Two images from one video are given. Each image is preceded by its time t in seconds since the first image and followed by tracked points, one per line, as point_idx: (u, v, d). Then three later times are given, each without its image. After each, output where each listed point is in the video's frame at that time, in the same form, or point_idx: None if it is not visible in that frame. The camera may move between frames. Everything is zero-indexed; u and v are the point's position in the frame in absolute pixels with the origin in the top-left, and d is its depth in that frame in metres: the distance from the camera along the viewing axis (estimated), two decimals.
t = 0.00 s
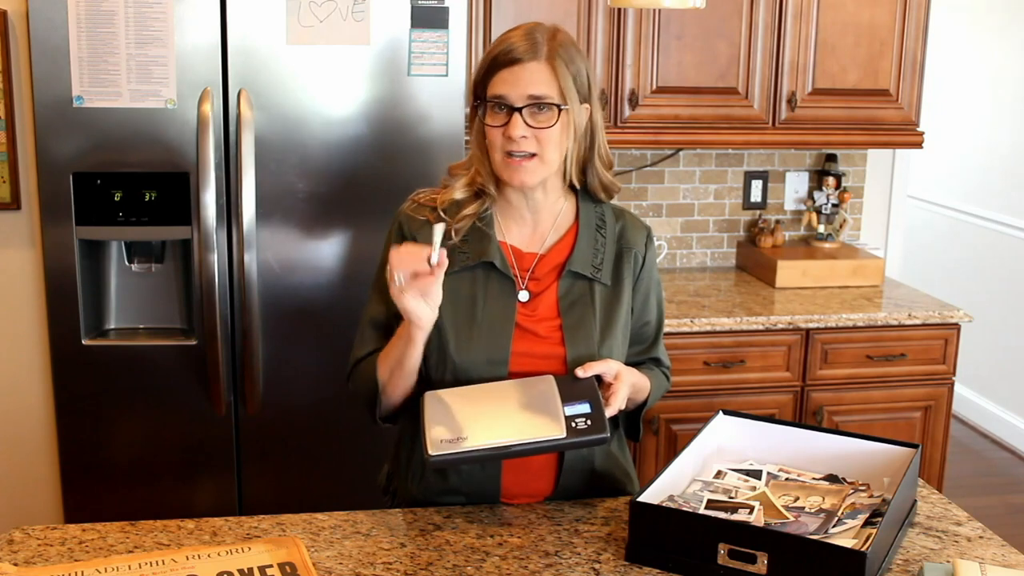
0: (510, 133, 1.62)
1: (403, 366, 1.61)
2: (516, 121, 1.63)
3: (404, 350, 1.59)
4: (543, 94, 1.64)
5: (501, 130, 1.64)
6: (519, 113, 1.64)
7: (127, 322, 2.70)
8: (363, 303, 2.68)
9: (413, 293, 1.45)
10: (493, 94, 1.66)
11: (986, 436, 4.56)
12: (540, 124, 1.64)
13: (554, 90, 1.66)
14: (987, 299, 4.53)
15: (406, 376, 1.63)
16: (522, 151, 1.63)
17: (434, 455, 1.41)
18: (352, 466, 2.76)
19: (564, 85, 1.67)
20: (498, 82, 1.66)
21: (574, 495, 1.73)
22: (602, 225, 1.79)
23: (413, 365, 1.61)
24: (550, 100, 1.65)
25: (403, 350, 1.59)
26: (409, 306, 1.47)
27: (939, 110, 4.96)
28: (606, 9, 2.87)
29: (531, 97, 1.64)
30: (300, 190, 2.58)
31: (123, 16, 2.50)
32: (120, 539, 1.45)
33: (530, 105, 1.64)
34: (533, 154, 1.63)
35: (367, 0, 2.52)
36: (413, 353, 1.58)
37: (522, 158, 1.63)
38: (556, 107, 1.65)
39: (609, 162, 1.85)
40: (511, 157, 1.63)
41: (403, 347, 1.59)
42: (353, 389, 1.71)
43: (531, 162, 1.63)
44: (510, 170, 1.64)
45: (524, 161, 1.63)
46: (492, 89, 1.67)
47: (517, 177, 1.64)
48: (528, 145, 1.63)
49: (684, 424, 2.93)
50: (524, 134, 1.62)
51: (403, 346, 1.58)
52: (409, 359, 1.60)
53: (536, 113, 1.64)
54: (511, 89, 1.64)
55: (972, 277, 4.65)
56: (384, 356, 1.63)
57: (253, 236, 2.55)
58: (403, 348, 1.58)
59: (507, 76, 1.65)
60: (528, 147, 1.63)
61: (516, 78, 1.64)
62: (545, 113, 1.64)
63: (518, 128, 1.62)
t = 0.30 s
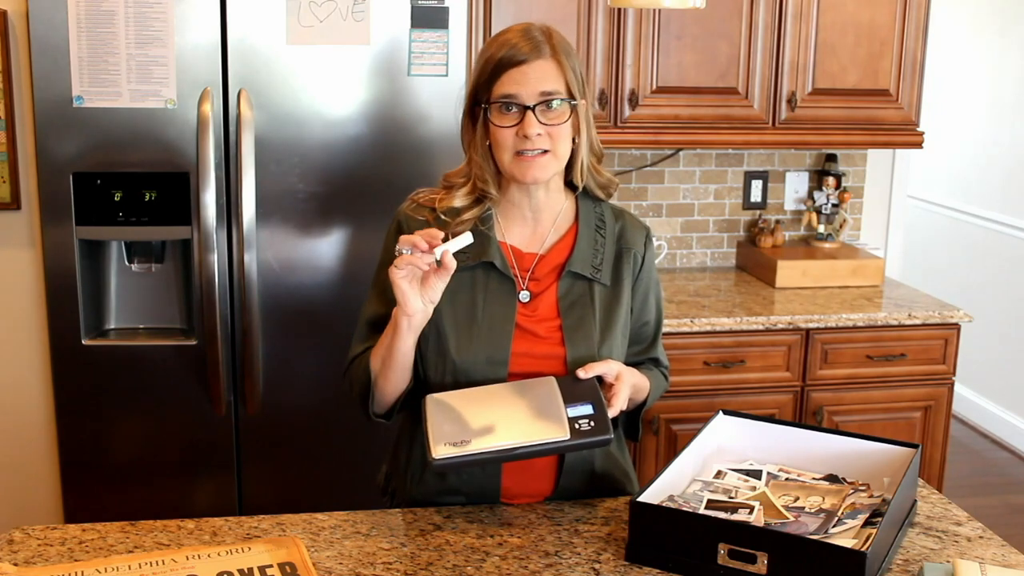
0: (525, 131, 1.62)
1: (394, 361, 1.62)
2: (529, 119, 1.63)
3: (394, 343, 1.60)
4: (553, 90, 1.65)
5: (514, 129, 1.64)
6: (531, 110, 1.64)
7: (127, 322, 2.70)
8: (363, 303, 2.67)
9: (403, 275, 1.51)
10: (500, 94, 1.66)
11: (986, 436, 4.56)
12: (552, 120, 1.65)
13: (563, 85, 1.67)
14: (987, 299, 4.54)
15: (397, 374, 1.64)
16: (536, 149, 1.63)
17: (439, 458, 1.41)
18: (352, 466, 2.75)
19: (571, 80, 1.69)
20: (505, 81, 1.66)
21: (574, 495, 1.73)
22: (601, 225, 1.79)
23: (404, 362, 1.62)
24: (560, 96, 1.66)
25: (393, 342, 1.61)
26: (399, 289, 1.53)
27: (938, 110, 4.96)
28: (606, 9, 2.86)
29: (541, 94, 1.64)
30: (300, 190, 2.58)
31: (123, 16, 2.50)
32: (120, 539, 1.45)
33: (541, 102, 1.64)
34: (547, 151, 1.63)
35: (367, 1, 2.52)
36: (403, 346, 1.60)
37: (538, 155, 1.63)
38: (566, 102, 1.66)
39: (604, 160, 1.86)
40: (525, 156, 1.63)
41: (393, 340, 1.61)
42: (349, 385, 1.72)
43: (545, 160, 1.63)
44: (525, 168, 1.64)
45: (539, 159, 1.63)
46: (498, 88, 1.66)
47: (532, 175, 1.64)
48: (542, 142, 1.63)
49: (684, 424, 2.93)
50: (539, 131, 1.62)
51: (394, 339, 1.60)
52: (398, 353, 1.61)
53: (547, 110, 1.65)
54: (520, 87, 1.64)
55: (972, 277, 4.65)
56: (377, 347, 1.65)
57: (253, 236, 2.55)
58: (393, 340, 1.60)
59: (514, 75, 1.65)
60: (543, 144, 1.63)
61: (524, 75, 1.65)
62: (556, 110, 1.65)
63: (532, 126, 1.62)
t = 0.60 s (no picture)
0: (525, 129, 1.62)
1: (393, 360, 1.62)
2: (529, 117, 1.63)
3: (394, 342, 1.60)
4: (552, 88, 1.65)
5: (514, 127, 1.64)
6: (531, 109, 1.64)
7: (127, 322, 2.70)
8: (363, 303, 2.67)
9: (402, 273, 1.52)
10: (500, 92, 1.66)
11: (986, 436, 4.56)
12: (552, 118, 1.65)
13: (562, 84, 1.67)
14: (987, 299, 4.54)
15: (396, 373, 1.64)
16: (535, 147, 1.63)
17: (437, 457, 1.41)
18: (351, 466, 2.75)
19: (569, 79, 1.69)
20: (504, 79, 1.65)
21: (574, 496, 1.73)
22: (600, 225, 1.80)
23: (403, 360, 1.62)
24: (559, 94, 1.67)
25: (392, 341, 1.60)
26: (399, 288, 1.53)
27: (939, 110, 4.96)
28: (606, 9, 2.86)
29: (541, 92, 1.64)
30: (300, 190, 2.58)
31: (123, 16, 2.50)
32: (120, 539, 1.45)
33: (541, 100, 1.64)
34: (547, 149, 1.63)
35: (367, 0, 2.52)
36: (403, 344, 1.60)
37: (538, 154, 1.63)
38: (565, 100, 1.67)
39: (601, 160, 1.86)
40: (524, 155, 1.63)
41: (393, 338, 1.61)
42: (347, 386, 1.72)
43: (545, 158, 1.63)
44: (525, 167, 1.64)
45: (539, 158, 1.63)
46: (498, 86, 1.66)
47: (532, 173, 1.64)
48: (541, 140, 1.63)
49: (684, 424, 2.93)
50: (538, 129, 1.62)
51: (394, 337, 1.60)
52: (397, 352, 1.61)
53: (547, 108, 1.65)
54: (520, 85, 1.64)
55: (973, 277, 4.65)
56: (376, 347, 1.65)
57: (253, 236, 2.55)
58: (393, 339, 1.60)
59: (513, 73, 1.65)
60: (543, 143, 1.63)
61: (524, 74, 1.65)
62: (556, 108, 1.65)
63: (533, 124, 1.62)
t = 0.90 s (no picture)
0: (525, 130, 1.62)
1: (390, 358, 1.62)
2: (529, 119, 1.63)
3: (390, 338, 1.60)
4: (552, 89, 1.65)
5: (514, 129, 1.64)
6: (531, 110, 1.64)
7: (127, 322, 2.70)
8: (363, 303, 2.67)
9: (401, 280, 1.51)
10: (500, 94, 1.66)
11: (986, 436, 4.56)
12: (552, 119, 1.65)
13: (561, 84, 1.67)
14: (987, 299, 4.53)
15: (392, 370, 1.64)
16: (535, 149, 1.63)
17: (433, 457, 1.41)
18: (351, 466, 2.75)
19: (569, 79, 1.69)
20: (504, 81, 1.65)
21: (574, 496, 1.73)
22: (600, 225, 1.80)
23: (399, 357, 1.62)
24: (559, 95, 1.67)
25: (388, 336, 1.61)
26: (397, 291, 1.53)
27: (938, 110, 4.96)
28: (607, 9, 2.86)
29: (541, 93, 1.65)
30: (300, 190, 2.58)
31: (123, 16, 2.50)
32: (120, 539, 1.45)
33: (541, 102, 1.65)
34: (546, 151, 1.63)
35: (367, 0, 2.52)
36: (397, 341, 1.60)
37: (537, 155, 1.63)
38: (565, 101, 1.67)
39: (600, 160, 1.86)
40: (524, 156, 1.63)
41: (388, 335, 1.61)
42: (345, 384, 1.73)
43: (545, 159, 1.63)
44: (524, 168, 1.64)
45: (538, 159, 1.63)
46: (497, 88, 1.66)
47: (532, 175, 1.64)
48: (541, 142, 1.63)
49: (684, 424, 2.93)
50: (538, 131, 1.62)
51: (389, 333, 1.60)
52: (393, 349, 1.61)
53: (546, 109, 1.65)
54: (520, 86, 1.64)
55: (973, 277, 4.65)
56: (372, 345, 1.65)
57: (253, 236, 2.55)
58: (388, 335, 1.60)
59: (513, 75, 1.65)
60: (543, 144, 1.63)
61: (524, 75, 1.65)
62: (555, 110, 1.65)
63: (533, 126, 1.62)
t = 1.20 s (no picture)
0: (526, 131, 1.62)
1: (390, 349, 1.62)
2: (530, 118, 1.63)
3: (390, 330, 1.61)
4: (552, 89, 1.65)
5: (515, 129, 1.63)
6: (532, 110, 1.64)
7: (127, 322, 2.70)
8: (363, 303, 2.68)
9: (407, 256, 1.52)
10: (501, 93, 1.65)
11: (986, 436, 4.56)
12: (553, 119, 1.65)
13: (563, 84, 1.67)
14: (987, 299, 4.53)
15: (390, 365, 1.64)
16: (536, 149, 1.62)
17: (430, 456, 1.41)
18: (351, 466, 2.75)
19: (570, 79, 1.69)
20: (505, 80, 1.65)
21: (574, 495, 1.73)
22: (600, 225, 1.80)
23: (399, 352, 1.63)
24: (560, 94, 1.67)
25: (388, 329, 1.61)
26: (402, 271, 1.53)
27: (938, 110, 4.96)
28: (606, 9, 2.86)
29: (542, 93, 1.64)
30: (300, 190, 2.58)
31: (123, 16, 2.50)
32: (120, 539, 1.45)
33: (542, 102, 1.64)
34: (547, 152, 1.63)
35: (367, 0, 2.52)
36: (397, 333, 1.60)
37: (538, 155, 1.63)
38: (566, 101, 1.67)
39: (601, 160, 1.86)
40: (525, 157, 1.63)
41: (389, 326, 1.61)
42: (344, 379, 1.73)
43: (545, 160, 1.63)
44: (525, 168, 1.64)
45: (538, 160, 1.63)
46: (498, 87, 1.66)
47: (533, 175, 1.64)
48: (541, 142, 1.62)
49: (684, 424, 2.93)
50: (539, 132, 1.62)
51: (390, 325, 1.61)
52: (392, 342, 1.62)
53: (547, 109, 1.65)
54: (520, 86, 1.64)
55: (973, 277, 4.65)
56: (373, 337, 1.66)
57: (253, 236, 2.55)
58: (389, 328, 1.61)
59: (514, 74, 1.65)
60: (544, 144, 1.63)
61: (525, 75, 1.65)
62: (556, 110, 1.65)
63: (533, 126, 1.62)
